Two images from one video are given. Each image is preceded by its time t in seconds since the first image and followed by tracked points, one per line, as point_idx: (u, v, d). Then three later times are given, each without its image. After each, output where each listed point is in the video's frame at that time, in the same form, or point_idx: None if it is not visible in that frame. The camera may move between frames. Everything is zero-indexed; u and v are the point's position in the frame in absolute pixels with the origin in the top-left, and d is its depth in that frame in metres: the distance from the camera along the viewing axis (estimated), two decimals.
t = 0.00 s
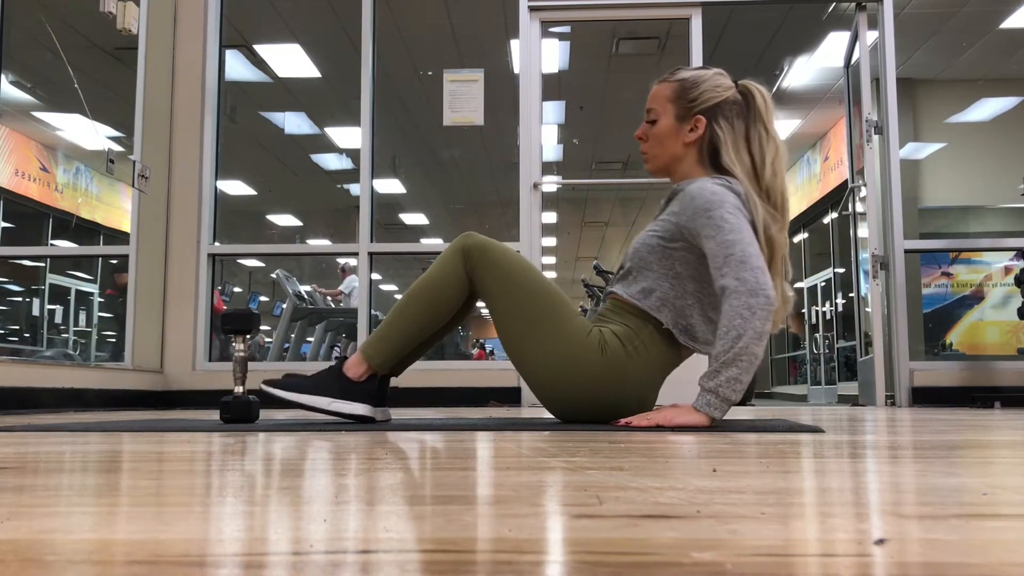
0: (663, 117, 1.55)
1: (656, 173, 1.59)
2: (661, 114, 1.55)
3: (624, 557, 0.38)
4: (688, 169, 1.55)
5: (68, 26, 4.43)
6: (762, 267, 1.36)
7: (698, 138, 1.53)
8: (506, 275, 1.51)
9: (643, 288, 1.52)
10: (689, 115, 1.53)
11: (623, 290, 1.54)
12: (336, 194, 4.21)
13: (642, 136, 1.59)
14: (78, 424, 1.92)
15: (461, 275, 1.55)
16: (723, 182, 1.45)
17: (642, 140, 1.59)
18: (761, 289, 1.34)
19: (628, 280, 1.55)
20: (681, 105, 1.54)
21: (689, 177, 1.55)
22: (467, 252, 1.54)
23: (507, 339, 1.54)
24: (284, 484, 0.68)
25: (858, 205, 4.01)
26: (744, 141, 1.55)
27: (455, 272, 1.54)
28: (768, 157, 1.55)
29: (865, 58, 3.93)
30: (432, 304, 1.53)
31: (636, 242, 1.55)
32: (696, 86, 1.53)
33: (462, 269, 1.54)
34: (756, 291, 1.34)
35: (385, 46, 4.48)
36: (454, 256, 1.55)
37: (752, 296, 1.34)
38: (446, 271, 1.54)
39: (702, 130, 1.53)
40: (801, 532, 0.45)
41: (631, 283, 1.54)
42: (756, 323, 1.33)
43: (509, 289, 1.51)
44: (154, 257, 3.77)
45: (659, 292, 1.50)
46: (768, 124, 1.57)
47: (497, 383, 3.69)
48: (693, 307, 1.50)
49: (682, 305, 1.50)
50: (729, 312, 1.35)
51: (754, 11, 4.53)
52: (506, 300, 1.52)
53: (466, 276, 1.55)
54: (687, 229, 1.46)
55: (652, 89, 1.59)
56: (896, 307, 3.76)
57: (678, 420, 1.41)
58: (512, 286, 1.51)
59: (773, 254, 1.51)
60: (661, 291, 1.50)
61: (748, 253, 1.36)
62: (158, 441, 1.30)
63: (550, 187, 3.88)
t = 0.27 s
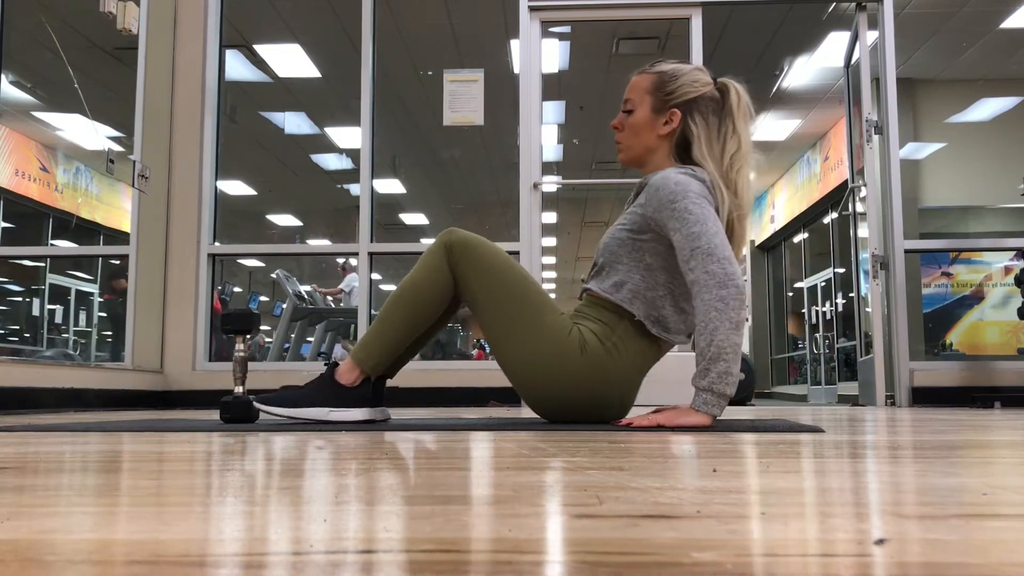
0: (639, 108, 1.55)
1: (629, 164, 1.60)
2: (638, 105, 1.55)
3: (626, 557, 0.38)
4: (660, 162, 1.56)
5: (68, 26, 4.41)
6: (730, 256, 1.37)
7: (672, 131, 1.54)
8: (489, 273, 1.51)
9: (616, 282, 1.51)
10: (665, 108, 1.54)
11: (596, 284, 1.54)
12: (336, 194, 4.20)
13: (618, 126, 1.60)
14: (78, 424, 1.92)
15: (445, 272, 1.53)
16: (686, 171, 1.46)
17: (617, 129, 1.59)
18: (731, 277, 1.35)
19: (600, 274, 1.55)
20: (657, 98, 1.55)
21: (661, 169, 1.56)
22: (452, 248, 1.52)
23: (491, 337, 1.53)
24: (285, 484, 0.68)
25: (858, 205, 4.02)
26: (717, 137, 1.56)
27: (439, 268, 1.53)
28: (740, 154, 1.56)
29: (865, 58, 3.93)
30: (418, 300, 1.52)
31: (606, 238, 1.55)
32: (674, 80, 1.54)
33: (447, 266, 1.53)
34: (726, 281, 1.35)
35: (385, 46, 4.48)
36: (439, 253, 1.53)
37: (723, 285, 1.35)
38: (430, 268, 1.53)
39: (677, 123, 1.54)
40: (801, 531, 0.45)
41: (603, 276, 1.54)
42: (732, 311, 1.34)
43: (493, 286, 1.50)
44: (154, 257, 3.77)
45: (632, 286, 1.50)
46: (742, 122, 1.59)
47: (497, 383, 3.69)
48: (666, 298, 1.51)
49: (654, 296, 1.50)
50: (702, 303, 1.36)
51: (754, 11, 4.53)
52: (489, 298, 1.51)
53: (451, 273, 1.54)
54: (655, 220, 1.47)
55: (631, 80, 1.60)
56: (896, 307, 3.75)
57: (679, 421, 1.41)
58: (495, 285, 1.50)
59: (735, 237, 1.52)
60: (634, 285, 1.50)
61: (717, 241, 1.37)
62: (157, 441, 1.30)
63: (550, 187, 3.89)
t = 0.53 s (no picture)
0: (637, 117, 1.55)
1: (631, 174, 1.59)
2: (635, 115, 1.55)
3: (626, 557, 0.38)
4: (664, 169, 1.55)
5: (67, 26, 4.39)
6: (744, 260, 1.35)
7: (673, 136, 1.54)
8: (488, 274, 1.51)
9: (621, 287, 1.50)
10: (663, 115, 1.53)
11: (598, 288, 1.53)
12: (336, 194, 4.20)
13: (617, 137, 1.59)
14: (78, 424, 1.92)
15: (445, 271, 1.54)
16: (696, 178, 1.45)
17: (617, 141, 1.59)
18: (746, 282, 1.33)
19: (603, 279, 1.54)
20: (654, 105, 1.54)
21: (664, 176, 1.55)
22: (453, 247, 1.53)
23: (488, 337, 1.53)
24: (284, 484, 0.68)
25: (858, 205, 4.02)
26: (718, 139, 1.56)
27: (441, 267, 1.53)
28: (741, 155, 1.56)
29: (865, 58, 3.93)
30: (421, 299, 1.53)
31: (611, 241, 1.54)
32: (669, 86, 1.53)
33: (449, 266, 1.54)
34: (741, 285, 1.33)
35: (385, 46, 4.48)
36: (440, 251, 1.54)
37: (738, 290, 1.33)
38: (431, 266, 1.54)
39: (676, 129, 1.53)
40: (801, 531, 0.45)
41: (606, 282, 1.53)
42: (743, 317, 1.33)
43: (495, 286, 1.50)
44: (154, 257, 3.77)
45: (638, 291, 1.49)
46: (739, 122, 1.59)
47: (497, 383, 3.69)
48: (670, 304, 1.50)
49: (658, 303, 1.49)
50: (716, 308, 1.34)
51: (754, 11, 4.53)
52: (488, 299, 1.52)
53: (449, 272, 1.54)
54: (665, 227, 1.45)
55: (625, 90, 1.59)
56: (896, 307, 3.75)
57: (679, 421, 1.41)
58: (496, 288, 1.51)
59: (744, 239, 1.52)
60: (639, 290, 1.49)
61: (727, 247, 1.35)
62: (157, 442, 1.30)
63: (550, 187, 3.89)
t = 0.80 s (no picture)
0: (662, 130, 1.54)
1: (658, 187, 1.58)
2: (660, 128, 1.54)
3: (625, 557, 0.38)
4: (692, 181, 1.54)
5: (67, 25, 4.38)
6: (769, 272, 1.34)
7: (699, 149, 1.53)
8: (509, 262, 1.50)
9: (640, 291, 1.51)
10: (689, 127, 1.52)
11: (617, 290, 1.53)
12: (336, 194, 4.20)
13: (642, 151, 1.58)
14: (78, 424, 1.92)
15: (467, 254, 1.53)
16: (727, 191, 1.44)
17: (642, 154, 1.58)
18: (768, 293, 1.32)
19: (622, 281, 1.54)
20: (679, 117, 1.53)
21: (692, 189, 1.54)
22: (479, 231, 1.52)
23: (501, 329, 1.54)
24: (284, 484, 0.68)
25: (858, 205, 4.02)
26: (743, 150, 1.55)
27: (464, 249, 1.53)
28: (768, 165, 1.55)
29: (865, 58, 3.93)
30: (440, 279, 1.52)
31: (634, 244, 1.54)
32: (694, 98, 1.53)
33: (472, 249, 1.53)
34: (763, 295, 1.31)
35: (385, 46, 4.48)
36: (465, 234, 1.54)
37: (759, 300, 1.31)
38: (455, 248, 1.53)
39: (702, 141, 1.52)
40: (801, 532, 0.45)
41: (625, 285, 1.53)
42: (758, 328, 1.32)
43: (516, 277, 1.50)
44: (154, 257, 3.77)
45: (656, 296, 1.49)
46: (765, 131, 1.58)
47: (497, 383, 3.69)
48: (688, 313, 1.49)
49: (677, 310, 1.49)
50: (734, 315, 1.33)
51: (754, 11, 4.53)
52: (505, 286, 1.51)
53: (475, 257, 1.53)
54: (689, 234, 1.44)
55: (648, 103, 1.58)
56: (896, 307, 3.75)
57: (678, 420, 1.41)
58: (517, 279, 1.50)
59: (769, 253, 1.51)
60: (658, 294, 1.49)
61: (751, 256, 1.34)
62: (158, 441, 1.30)
63: (551, 187, 3.89)
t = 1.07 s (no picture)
0: (687, 131, 1.54)
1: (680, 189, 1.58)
2: (686, 129, 1.54)
3: (625, 556, 0.38)
4: (716, 183, 1.54)
5: (69, 27, 4.40)
6: (786, 281, 1.34)
7: (724, 151, 1.53)
8: (526, 252, 1.48)
9: (656, 292, 1.52)
10: (715, 129, 1.52)
11: (635, 291, 1.54)
12: (337, 194, 4.21)
13: (666, 152, 1.58)
14: (79, 424, 1.92)
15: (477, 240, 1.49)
16: (750, 196, 1.44)
17: (666, 155, 1.57)
18: (782, 301, 1.32)
19: (640, 282, 1.55)
20: (705, 119, 1.53)
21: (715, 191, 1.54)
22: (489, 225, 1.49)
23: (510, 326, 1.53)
24: (283, 483, 0.68)
25: (858, 205, 4.02)
26: (768, 154, 1.55)
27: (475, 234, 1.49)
28: (791, 169, 1.55)
29: (865, 58, 3.94)
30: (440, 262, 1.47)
31: (653, 244, 1.55)
32: (720, 99, 1.53)
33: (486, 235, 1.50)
34: (777, 303, 1.32)
35: (385, 46, 4.48)
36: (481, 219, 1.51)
37: (773, 307, 1.32)
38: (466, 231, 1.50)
39: (728, 143, 1.52)
40: (800, 532, 0.45)
41: (643, 285, 1.54)
42: (769, 335, 1.32)
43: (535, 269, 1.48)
44: (154, 257, 3.78)
45: (672, 299, 1.50)
46: (790, 135, 1.58)
47: (497, 383, 3.70)
48: (703, 317, 1.50)
49: (692, 313, 1.50)
50: (746, 320, 1.34)
51: (754, 12, 4.54)
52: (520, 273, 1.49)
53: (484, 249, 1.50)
54: (709, 238, 1.45)
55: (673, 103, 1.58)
56: (897, 307, 3.75)
57: (678, 420, 1.41)
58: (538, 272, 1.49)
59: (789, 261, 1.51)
60: (673, 297, 1.50)
61: (769, 263, 1.34)
62: (158, 441, 1.30)
63: (551, 187, 3.83)
